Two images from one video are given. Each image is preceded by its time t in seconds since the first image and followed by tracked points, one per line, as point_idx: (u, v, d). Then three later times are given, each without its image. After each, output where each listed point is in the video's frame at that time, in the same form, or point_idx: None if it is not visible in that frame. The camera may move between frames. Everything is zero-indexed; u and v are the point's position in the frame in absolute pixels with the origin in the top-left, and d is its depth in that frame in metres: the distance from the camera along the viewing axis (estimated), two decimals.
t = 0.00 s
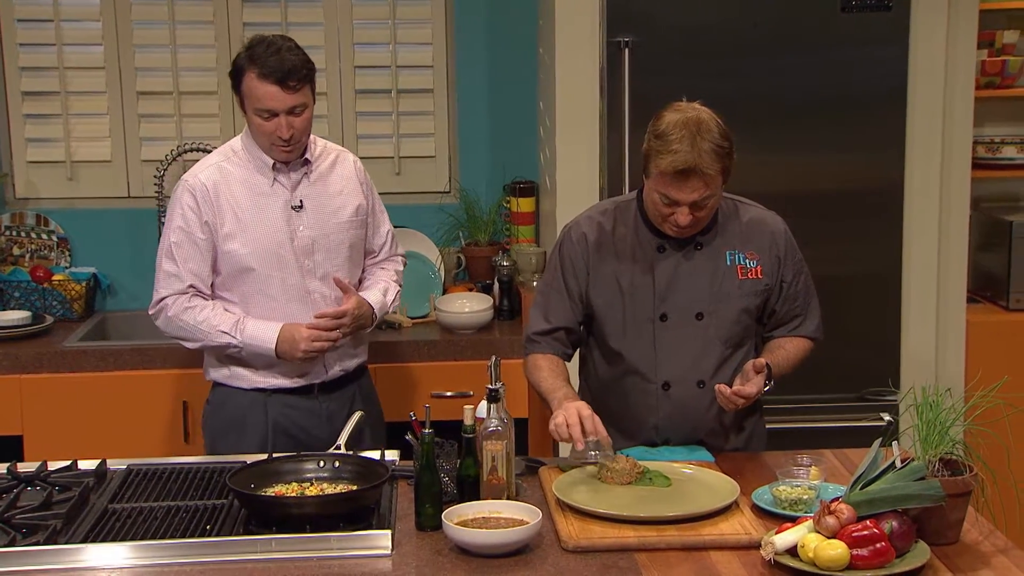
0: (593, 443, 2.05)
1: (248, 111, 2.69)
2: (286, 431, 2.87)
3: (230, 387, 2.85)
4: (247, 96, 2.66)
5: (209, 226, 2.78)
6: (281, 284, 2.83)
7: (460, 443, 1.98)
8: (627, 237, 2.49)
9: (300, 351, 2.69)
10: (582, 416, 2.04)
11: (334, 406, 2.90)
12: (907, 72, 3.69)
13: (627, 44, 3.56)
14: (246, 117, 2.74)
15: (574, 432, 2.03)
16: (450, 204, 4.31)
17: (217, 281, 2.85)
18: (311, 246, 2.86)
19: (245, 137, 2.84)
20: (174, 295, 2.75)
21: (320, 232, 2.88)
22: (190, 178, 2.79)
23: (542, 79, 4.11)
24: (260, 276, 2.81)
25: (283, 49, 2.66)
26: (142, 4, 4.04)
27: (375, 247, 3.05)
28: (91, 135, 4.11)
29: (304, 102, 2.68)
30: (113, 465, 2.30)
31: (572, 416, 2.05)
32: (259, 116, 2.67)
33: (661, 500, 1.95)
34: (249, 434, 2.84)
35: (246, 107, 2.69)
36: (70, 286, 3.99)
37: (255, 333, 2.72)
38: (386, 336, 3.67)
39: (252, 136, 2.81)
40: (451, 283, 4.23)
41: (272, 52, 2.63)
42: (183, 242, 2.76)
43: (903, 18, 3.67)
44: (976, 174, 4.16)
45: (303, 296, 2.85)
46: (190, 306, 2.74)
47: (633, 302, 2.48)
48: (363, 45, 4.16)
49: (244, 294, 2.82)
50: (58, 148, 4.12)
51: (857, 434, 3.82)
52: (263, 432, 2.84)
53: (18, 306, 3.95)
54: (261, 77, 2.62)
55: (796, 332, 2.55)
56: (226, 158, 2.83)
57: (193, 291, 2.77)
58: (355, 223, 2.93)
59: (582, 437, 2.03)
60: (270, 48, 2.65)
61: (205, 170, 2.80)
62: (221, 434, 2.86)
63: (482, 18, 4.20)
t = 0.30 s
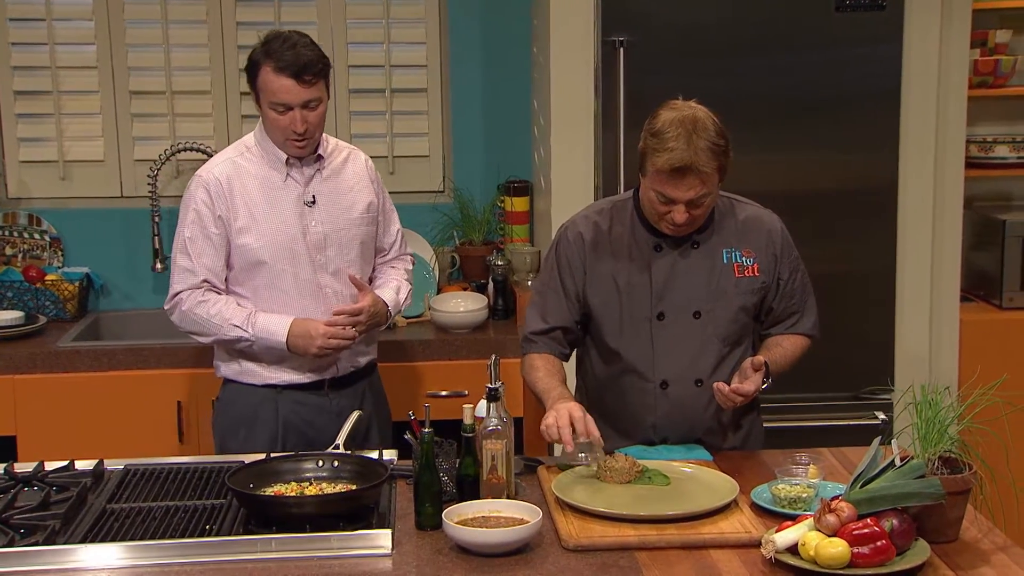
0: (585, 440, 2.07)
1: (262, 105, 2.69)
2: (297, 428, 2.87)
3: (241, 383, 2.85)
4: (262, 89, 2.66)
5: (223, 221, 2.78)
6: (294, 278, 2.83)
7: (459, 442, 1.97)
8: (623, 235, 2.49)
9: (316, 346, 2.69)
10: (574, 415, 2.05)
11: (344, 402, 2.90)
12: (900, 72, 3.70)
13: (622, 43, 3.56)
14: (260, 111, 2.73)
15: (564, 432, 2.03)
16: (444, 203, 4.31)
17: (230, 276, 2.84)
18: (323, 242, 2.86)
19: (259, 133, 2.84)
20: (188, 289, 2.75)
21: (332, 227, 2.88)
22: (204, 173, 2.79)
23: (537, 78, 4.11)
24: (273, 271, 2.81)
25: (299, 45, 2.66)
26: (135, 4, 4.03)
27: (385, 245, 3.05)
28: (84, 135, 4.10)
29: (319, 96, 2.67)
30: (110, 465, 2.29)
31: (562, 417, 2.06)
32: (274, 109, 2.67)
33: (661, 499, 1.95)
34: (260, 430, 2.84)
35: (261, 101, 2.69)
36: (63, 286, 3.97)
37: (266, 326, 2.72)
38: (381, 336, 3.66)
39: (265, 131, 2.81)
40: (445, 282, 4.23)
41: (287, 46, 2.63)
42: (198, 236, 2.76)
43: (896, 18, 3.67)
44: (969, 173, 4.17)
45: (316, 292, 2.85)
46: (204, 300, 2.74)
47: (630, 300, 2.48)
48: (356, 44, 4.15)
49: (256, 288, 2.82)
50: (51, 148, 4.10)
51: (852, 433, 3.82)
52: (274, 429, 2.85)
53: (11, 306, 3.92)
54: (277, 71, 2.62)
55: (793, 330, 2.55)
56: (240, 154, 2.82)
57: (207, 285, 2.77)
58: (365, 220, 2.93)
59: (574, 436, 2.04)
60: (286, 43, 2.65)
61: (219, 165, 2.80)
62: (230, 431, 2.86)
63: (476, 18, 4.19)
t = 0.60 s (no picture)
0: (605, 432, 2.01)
1: (276, 99, 2.69)
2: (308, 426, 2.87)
3: (252, 381, 2.85)
4: (277, 83, 2.66)
5: (237, 215, 2.77)
6: (307, 273, 2.84)
7: (460, 442, 1.97)
8: (622, 234, 2.49)
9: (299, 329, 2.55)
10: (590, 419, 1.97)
11: (355, 399, 2.90)
12: (896, 71, 3.71)
13: (617, 43, 3.56)
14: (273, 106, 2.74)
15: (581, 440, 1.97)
16: (438, 203, 4.30)
17: (240, 272, 2.82)
18: (335, 237, 2.88)
19: (271, 129, 2.84)
20: (197, 283, 2.71)
21: (344, 223, 2.90)
22: (217, 168, 2.78)
23: (532, 78, 4.11)
24: (286, 265, 2.82)
25: (314, 41, 2.66)
26: (130, 3, 4.02)
27: (392, 244, 3.06)
28: (78, 134, 4.09)
29: (334, 92, 2.68)
30: (109, 465, 2.28)
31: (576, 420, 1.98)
32: (288, 104, 2.67)
33: (661, 498, 1.95)
34: (272, 428, 2.84)
35: (275, 96, 2.69)
36: (57, 286, 3.97)
37: (255, 313, 2.64)
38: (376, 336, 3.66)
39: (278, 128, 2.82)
40: (441, 283, 4.21)
41: (304, 42, 2.64)
42: (210, 231, 2.74)
43: (892, 17, 3.68)
44: (964, 173, 4.18)
45: (328, 286, 2.87)
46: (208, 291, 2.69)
47: (629, 299, 2.48)
48: (351, 44, 4.14)
49: (268, 283, 2.81)
50: (45, 147, 4.09)
51: (847, 432, 3.82)
52: (285, 427, 2.85)
53: (4, 306, 3.91)
54: (293, 66, 2.63)
55: (792, 328, 2.56)
56: (252, 150, 2.83)
57: (217, 279, 2.73)
58: (376, 216, 2.96)
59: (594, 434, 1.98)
60: (303, 39, 2.66)
61: (231, 161, 2.80)
62: (241, 429, 2.85)
63: (472, 17, 4.19)
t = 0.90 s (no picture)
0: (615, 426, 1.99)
1: (288, 94, 2.70)
2: (323, 423, 2.87)
3: (263, 378, 2.85)
4: (289, 79, 2.67)
5: (249, 211, 2.76)
6: (319, 268, 2.83)
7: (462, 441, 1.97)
8: (622, 232, 2.49)
9: (319, 337, 2.54)
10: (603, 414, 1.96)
11: (365, 396, 2.92)
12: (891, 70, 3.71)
13: (614, 41, 3.56)
14: (284, 100, 2.75)
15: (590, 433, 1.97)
16: (435, 202, 4.31)
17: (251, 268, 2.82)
18: (346, 233, 2.89)
19: (282, 125, 2.85)
20: (210, 280, 2.70)
21: (354, 220, 2.91)
22: (229, 164, 2.76)
23: (528, 76, 4.11)
24: (299, 260, 2.81)
25: (326, 37, 2.68)
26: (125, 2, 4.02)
27: (398, 243, 3.08)
28: (73, 134, 4.08)
29: (345, 88, 2.69)
30: (108, 465, 2.28)
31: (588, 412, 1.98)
32: (300, 99, 2.68)
33: (661, 496, 1.96)
34: (285, 427, 2.84)
35: (287, 90, 2.70)
36: (52, 286, 3.96)
37: (277, 313, 2.63)
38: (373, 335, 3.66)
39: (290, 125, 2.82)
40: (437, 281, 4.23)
41: (317, 38, 2.64)
42: (223, 227, 2.72)
43: (888, 16, 3.68)
44: (959, 171, 4.19)
45: (340, 282, 2.87)
46: (223, 289, 2.68)
47: (629, 297, 2.48)
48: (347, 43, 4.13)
49: (280, 279, 2.81)
50: (39, 146, 4.08)
51: (844, 430, 3.83)
52: (299, 424, 2.84)
53: None
54: (306, 60, 2.63)
55: (792, 326, 2.56)
56: (263, 146, 2.83)
57: (230, 276, 2.72)
58: (384, 213, 2.98)
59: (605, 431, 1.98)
60: (316, 34, 2.67)
61: (242, 157, 2.79)
62: (252, 429, 2.84)
63: (468, 16, 4.19)
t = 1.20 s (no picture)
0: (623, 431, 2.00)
1: (299, 91, 2.70)
2: (329, 420, 2.87)
3: (271, 374, 2.85)
4: (301, 76, 2.67)
5: (258, 209, 2.77)
6: (327, 266, 2.83)
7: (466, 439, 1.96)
8: (625, 231, 2.50)
9: (352, 338, 2.71)
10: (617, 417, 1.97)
11: (372, 393, 2.91)
12: (890, 69, 3.72)
13: (613, 40, 3.57)
14: (295, 97, 2.75)
15: (602, 436, 1.96)
16: (433, 201, 4.31)
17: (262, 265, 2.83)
18: (355, 232, 2.88)
19: (293, 123, 2.85)
20: (224, 278, 2.73)
21: (363, 219, 2.90)
22: (239, 162, 2.78)
23: (526, 75, 4.11)
24: (308, 258, 2.81)
25: (337, 34, 2.68)
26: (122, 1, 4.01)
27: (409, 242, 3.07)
28: (70, 132, 4.07)
29: (356, 85, 2.69)
30: (110, 463, 2.28)
31: (600, 416, 1.98)
32: (311, 97, 2.68)
33: (665, 494, 1.96)
34: (290, 424, 2.85)
35: (299, 89, 2.70)
36: (50, 285, 3.95)
37: (306, 315, 2.72)
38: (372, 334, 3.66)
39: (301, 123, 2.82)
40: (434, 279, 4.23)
41: (328, 35, 2.65)
42: (234, 224, 2.74)
43: (886, 14, 3.68)
44: (957, 170, 4.19)
45: (347, 281, 2.86)
46: (241, 289, 2.72)
47: (633, 294, 2.48)
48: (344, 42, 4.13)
49: (289, 277, 2.82)
50: (37, 145, 4.07)
51: (842, 428, 3.83)
52: (305, 421, 2.85)
53: None
54: (317, 58, 2.63)
55: (794, 324, 2.57)
56: (275, 144, 2.83)
57: (241, 274, 2.75)
58: (394, 213, 2.97)
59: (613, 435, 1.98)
60: (328, 33, 2.67)
61: (254, 155, 2.80)
62: (258, 425, 2.86)
63: (466, 15, 4.19)
